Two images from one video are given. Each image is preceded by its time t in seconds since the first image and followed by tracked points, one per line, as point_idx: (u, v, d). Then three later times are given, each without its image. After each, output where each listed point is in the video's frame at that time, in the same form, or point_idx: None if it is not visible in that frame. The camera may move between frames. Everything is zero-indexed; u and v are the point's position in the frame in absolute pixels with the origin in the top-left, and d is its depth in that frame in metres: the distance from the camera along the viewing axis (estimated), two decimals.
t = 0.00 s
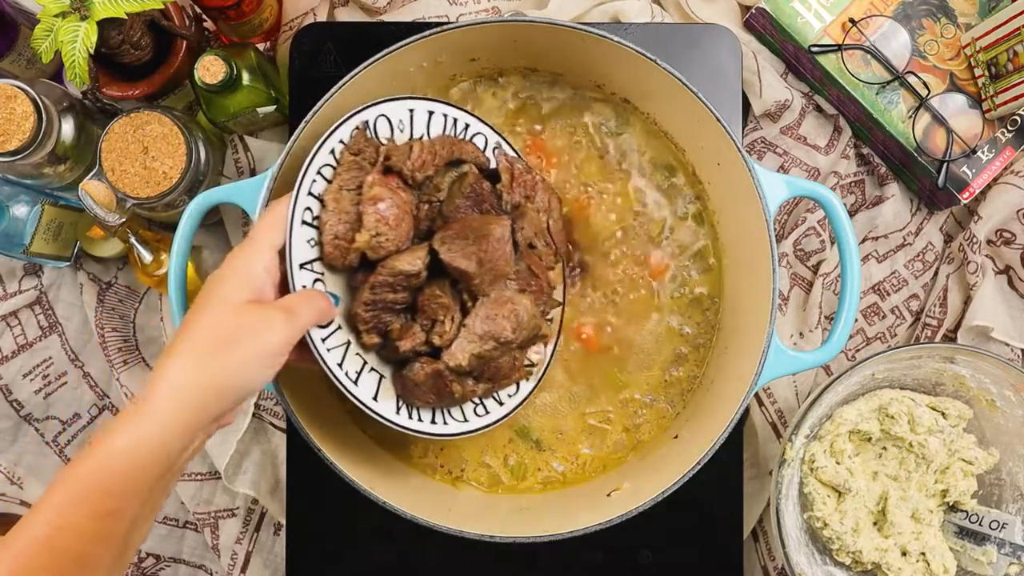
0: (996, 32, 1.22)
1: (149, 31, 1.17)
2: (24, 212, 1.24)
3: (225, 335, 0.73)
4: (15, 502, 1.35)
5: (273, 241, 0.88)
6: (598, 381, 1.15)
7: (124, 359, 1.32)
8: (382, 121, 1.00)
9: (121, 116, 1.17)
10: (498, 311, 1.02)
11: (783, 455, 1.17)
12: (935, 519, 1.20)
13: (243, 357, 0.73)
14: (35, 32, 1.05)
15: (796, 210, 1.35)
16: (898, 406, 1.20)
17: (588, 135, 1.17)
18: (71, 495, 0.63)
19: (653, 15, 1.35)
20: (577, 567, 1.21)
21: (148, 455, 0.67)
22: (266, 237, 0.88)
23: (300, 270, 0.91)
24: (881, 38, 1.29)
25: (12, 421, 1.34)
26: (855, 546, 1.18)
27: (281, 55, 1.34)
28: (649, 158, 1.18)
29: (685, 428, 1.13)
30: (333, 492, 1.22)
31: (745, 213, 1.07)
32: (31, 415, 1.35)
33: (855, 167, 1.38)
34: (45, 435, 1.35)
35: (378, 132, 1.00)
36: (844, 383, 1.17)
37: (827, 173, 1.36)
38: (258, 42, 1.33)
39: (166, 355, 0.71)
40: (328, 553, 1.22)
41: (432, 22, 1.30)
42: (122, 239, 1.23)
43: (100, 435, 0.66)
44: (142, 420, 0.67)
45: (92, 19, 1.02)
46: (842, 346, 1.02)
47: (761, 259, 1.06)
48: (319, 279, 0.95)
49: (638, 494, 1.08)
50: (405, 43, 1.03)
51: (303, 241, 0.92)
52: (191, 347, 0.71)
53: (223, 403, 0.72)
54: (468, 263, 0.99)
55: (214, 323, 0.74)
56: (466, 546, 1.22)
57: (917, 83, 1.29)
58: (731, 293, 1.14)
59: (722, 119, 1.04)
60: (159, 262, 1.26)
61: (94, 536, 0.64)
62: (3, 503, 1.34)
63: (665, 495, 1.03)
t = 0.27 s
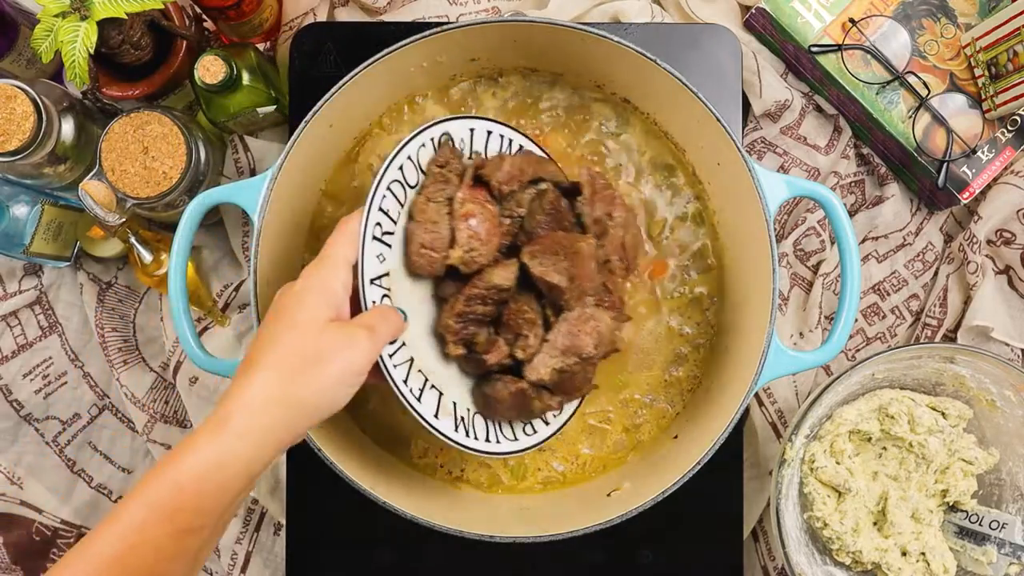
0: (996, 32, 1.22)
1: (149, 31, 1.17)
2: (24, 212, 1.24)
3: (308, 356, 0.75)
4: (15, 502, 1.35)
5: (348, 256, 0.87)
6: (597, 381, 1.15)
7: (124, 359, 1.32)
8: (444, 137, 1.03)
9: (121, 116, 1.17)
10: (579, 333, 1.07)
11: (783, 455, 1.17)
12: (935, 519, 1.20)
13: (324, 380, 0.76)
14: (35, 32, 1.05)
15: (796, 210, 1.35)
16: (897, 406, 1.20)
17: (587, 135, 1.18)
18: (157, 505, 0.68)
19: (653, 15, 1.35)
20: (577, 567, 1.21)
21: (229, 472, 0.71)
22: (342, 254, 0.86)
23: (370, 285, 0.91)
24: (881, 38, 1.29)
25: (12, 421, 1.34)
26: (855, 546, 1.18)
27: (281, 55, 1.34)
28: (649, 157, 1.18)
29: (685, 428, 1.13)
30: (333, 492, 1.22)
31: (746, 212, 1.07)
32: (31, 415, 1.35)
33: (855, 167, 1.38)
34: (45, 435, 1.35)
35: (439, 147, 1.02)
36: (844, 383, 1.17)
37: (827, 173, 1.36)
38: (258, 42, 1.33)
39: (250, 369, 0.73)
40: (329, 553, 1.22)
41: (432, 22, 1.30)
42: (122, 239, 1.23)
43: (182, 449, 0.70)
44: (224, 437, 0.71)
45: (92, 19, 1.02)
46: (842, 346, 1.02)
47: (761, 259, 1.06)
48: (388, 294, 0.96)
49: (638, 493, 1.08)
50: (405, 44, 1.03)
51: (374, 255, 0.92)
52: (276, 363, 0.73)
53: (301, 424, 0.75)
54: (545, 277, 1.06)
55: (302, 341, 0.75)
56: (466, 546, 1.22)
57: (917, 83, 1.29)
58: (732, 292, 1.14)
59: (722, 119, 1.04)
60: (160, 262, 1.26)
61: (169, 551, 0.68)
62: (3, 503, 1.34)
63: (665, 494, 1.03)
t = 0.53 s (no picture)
0: (996, 32, 1.22)
1: (149, 31, 1.17)
2: (24, 212, 1.24)
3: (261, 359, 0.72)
4: (15, 502, 1.35)
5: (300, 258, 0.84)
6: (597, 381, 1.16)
7: (124, 359, 1.32)
8: (394, 138, 1.00)
9: (121, 116, 1.17)
10: (573, 329, 1.12)
11: (783, 455, 1.17)
12: (935, 520, 1.20)
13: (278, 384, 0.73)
14: (36, 32, 1.05)
15: (796, 210, 1.35)
16: (897, 406, 1.20)
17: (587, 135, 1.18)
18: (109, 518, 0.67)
19: (654, 15, 1.35)
20: (577, 568, 1.21)
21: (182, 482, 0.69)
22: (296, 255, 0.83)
23: (324, 286, 0.88)
24: (881, 38, 1.29)
25: (12, 421, 1.34)
26: (854, 546, 1.18)
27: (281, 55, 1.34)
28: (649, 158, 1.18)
29: (685, 428, 1.13)
30: (333, 492, 1.22)
31: (746, 212, 1.07)
32: (31, 415, 1.35)
33: (855, 167, 1.37)
34: (45, 435, 1.35)
35: (389, 148, 1.00)
36: (844, 384, 1.17)
37: (827, 173, 1.36)
38: (258, 42, 1.33)
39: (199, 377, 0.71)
40: (329, 553, 1.22)
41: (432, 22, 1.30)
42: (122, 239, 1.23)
43: (132, 461, 0.68)
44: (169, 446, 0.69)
45: (92, 19, 1.02)
46: (842, 346, 1.02)
47: (761, 259, 1.05)
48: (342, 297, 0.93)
49: (638, 494, 1.08)
50: (405, 44, 1.03)
51: (326, 256, 0.89)
52: (229, 368, 0.71)
53: (256, 428, 0.72)
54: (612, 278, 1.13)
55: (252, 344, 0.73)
56: (466, 546, 1.22)
57: (917, 83, 1.29)
58: (732, 293, 1.14)
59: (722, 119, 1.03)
60: (159, 262, 1.26)
61: (127, 562, 0.68)
62: (4, 503, 1.34)
63: (666, 495, 1.03)
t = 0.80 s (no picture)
0: (996, 32, 1.22)
1: (149, 31, 1.17)
2: (24, 212, 1.24)
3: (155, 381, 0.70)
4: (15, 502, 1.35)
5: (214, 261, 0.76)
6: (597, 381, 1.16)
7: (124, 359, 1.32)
8: (316, 147, 0.84)
9: (121, 116, 1.17)
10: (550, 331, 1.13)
11: (783, 455, 1.17)
12: (935, 519, 1.20)
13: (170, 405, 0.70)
14: (35, 32, 1.05)
15: (796, 211, 1.35)
16: (897, 406, 1.20)
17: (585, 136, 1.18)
18: None
19: (654, 15, 1.35)
20: (577, 567, 1.21)
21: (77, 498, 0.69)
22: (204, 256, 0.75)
23: (239, 293, 0.74)
24: (881, 38, 1.29)
25: (12, 421, 1.34)
26: (854, 545, 1.18)
27: (281, 55, 1.34)
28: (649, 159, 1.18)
29: (685, 428, 1.13)
30: (334, 491, 1.22)
31: (747, 212, 1.06)
32: (31, 415, 1.35)
33: (855, 167, 1.37)
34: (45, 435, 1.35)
35: (313, 157, 0.83)
36: (843, 384, 1.17)
37: (827, 173, 1.36)
38: (258, 42, 1.33)
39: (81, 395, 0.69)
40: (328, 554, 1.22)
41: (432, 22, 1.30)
42: (121, 239, 1.23)
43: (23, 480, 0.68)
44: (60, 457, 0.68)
45: (92, 19, 1.02)
46: (841, 346, 1.02)
47: (761, 259, 1.05)
48: (259, 307, 0.77)
49: (637, 494, 1.08)
50: (405, 44, 1.03)
51: (242, 263, 0.74)
52: (118, 382, 0.69)
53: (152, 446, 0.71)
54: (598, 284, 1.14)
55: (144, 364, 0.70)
56: (466, 546, 1.22)
57: (917, 83, 1.29)
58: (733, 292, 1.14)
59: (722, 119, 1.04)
60: (159, 261, 1.26)
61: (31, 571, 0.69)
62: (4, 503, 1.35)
63: (666, 495, 1.03)
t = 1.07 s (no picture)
0: (996, 32, 1.22)
1: (149, 31, 1.17)
2: (24, 211, 1.24)
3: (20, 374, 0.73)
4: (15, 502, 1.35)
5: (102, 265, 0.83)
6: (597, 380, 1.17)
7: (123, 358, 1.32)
8: (235, 122, 0.78)
9: (121, 116, 1.17)
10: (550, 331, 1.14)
11: (783, 455, 1.17)
12: (935, 519, 1.20)
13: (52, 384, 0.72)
14: (35, 32, 1.05)
15: (796, 211, 1.35)
16: (898, 406, 1.20)
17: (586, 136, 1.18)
18: None
19: (654, 15, 1.35)
20: (577, 568, 1.21)
21: None
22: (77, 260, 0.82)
23: (119, 294, 0.74)
24: (881, 38, 1.29)
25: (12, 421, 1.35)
26: (854, 545, 1.18)
27: (281, 55, 1.34)
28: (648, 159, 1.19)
29: (685, 428, 1.13)
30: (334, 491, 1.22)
31: (747, 212, 1.06)
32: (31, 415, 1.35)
33: (855, 167, 1.37)
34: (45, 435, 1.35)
35: (228, 136, 0.78)
36: (844, 384, 1.18)
37: (827, 173, 1.36)
38: (258, 42, 1.33)
39: None
40: (329, 553, 1.22)
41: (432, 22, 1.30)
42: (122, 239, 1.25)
43: None
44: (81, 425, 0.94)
45: (92, 19, 1.02)
46: (841, 346, 1.02)
47: (761, 259, 1.05)
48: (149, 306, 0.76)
49: (637, 494, 1.09)
50: (405, 44, 1.03)
51: (125, 261, 0.74)
52: None
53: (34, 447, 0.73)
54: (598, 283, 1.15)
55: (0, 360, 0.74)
56: (466, 546, 1.22)
57: (917, 83, 1.29)
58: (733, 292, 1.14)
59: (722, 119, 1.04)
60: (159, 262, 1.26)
61: None
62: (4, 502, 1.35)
63: (666, 495, 1.03)
